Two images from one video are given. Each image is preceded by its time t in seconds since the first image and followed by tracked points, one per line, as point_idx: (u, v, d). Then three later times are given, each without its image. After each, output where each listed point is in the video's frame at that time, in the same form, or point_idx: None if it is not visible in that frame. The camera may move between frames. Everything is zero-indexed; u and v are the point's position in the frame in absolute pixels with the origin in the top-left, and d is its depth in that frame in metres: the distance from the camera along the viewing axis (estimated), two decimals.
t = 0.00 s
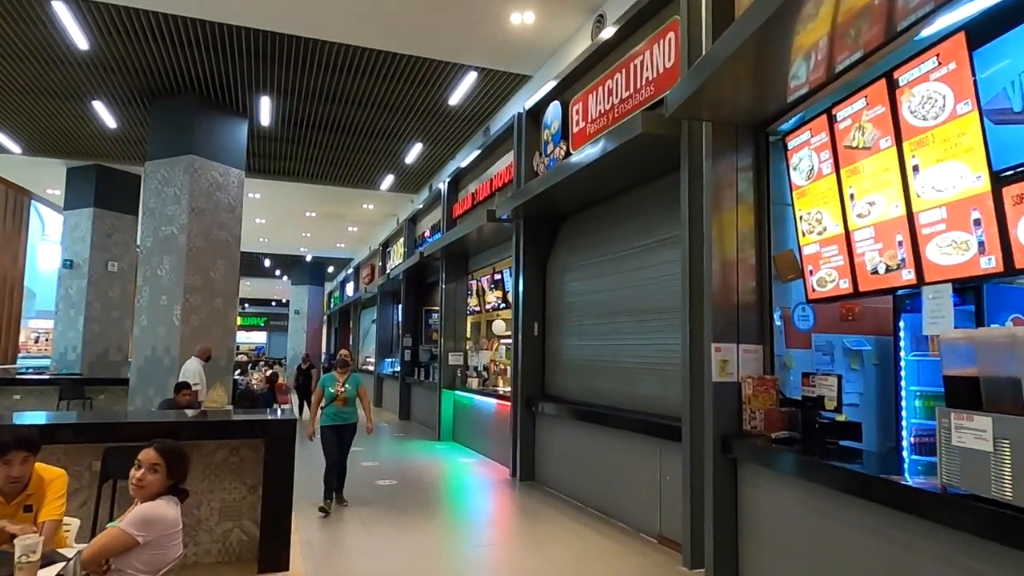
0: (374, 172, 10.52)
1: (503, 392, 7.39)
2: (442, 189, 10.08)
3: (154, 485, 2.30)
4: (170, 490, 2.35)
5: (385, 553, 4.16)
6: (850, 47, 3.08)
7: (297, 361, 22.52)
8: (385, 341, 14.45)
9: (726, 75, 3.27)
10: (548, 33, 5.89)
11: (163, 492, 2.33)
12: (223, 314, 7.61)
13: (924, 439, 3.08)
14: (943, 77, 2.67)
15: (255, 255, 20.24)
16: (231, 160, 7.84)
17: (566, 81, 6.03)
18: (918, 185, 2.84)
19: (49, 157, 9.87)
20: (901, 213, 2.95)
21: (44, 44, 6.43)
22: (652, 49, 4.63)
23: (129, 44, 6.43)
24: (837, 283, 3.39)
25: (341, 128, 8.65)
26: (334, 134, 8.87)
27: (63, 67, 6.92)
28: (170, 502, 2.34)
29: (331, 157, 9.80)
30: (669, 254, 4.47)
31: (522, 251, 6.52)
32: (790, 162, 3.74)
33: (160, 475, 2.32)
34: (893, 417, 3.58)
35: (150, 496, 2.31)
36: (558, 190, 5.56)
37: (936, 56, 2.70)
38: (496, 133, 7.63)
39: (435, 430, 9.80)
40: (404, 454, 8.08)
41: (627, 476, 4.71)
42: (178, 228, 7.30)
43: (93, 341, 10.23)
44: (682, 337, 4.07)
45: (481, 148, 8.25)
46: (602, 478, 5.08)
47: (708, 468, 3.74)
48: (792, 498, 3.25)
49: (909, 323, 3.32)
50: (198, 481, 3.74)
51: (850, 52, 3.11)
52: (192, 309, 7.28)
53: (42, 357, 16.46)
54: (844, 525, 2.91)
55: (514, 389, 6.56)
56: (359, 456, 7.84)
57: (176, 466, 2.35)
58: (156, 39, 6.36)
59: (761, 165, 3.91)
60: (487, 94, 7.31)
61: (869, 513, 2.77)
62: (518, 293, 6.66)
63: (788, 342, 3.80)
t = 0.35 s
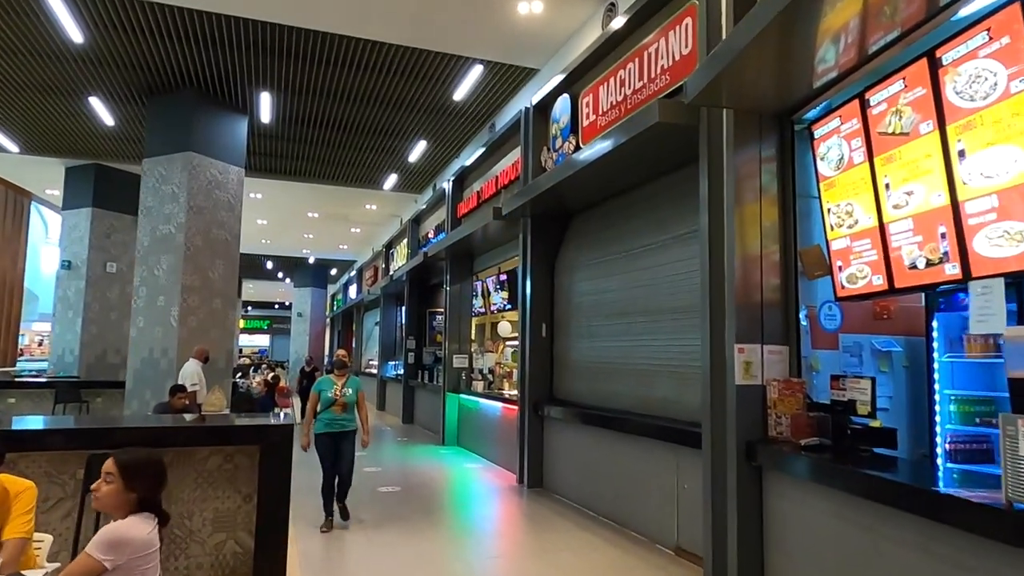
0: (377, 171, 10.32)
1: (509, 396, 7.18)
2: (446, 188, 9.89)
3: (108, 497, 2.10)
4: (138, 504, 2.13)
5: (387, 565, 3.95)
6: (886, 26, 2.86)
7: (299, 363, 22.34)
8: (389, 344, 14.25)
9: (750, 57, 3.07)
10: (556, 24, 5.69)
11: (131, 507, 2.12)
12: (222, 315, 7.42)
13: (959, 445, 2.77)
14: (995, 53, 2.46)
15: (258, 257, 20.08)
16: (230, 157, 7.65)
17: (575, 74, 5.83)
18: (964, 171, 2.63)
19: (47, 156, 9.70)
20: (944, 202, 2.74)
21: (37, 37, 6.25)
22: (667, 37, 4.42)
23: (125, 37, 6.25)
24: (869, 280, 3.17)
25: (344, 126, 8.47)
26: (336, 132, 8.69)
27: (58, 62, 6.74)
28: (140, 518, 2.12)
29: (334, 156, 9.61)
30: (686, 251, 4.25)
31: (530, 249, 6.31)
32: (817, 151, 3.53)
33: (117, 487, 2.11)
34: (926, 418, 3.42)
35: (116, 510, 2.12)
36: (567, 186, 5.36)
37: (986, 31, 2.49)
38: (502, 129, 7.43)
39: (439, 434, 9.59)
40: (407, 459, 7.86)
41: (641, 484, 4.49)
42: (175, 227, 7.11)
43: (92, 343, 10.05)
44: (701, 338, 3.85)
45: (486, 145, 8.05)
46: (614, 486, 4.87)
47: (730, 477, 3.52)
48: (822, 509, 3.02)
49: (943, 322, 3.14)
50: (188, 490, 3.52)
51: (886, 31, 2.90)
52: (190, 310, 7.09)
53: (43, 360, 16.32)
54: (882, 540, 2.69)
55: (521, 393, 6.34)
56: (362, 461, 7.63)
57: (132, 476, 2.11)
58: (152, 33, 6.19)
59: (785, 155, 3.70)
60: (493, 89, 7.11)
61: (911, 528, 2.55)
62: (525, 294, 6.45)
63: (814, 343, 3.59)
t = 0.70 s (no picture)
0: (382, 174, 10.14)
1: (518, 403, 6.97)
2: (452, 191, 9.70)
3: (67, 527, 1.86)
4: (101, 534, 1.87)
5: None
6: (929, 9, 2.66)
7: (304, 369, 22.18)
8: (394, 349, 14.05)
9: (783, 44, 2.86)
10: (568, 18, 5.50)
11: (94, 535, 1.86)
12: (224, 321, 7.24)
13: (1004, 458, 2.58)
14: None
15: (263, 262, 19.92)
16: (232, 159, 7.49)
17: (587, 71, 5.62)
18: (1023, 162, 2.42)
19: (48, 159, 9.56)
20: (999, 196, 2.52)
21: (34, 35, 6.09)
22: (686, 28, 4.22)
23: (124, 35, 6.09)
24: (911, 282, 2.95)
25: (348, 127, 8.28)
26: (340, 133, 8.51)
27: (56, 61, 6.58)
28: (104, 549, 1.85)
29: (338, 158, 9.44)
30: (708, 251, 4.04)
31: (540, 252, 6.11)
32: (849, 146, 3.32)
33: (75, 512, 1.88)
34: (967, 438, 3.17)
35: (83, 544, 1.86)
36: (580, 186, 5.16)
37: None
38: (510, 130, 7.24)
39: (446, 442, 9.38)
40: (414, 468, 7.65)
41: (660, 496, 4.28)
42: (176, 229, 6.94)
43: (92, 349, 9.88)
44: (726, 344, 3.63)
45: (493, 146, 7.86)
46: (631, 498, 4.65)
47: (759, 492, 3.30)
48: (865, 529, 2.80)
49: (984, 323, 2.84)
50: (184, 507, 3.32)
51: (930, 14, 2.69)
52: (191, 315, 6.91)
53: (46, 367, 16.18)
54: (936, 565, 2.47)
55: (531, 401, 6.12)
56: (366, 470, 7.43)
57: (82, 502, 1.85)
58: (152, 30, 6.02)
59: (815, 150, 3.48)
60: (502, 87, 6.92)
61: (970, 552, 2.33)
62: (536, 298, 6.23)
63: (847, 349, 3.38)
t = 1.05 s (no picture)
0: (388, 175, 9.96)
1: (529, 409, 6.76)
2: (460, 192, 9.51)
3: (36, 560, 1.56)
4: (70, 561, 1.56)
5: None
6: None
7: (309, 374, 22.01)
8: (400, 354, 13.86)
9: (825, 25, 2.66)
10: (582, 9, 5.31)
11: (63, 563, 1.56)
12: (227, 325, 7.06)
13: None
14: None
15: (268, 266, 19.77)
16: (236, 158, 7.31)
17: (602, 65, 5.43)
18: None
19: (50, 160, 9.41)
20: None
21: (33, 30, 5.93)
22: (709, 15, 4.02)
23: (126, 30, 5.92)
24: (962, 279, 2.73)
25: (355, 126, 8.12)
26: (347, 132, 8.35)
27: (56, 57, 6.42)
28: None
29: (343, 158, 9.27)
30: (734, 250, 3.83)
31: (553, 252, 5.91)
32: (890, 135, 3.12)
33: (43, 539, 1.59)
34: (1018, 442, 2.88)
35: None
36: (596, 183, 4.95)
37: None
38: (521, 127, 7.05)
39: (453, 448, 9.17)
40: (421, 475, 7.44)
41: (683, 508, 4.07)
42: (178, 230, 6.76)
43: (94, 353, 9.71)
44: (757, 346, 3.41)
45: (503, 144, 7.67)
46: (651, 509, 4.43)
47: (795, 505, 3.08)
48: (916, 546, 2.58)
49: None
50: (181, 521, 3.11)
51: None
52: (193, 318, 6.73)
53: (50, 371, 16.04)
54: None
55: (544, 406, 5.90)
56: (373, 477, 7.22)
57: (47, 525, 1.57)
58: (154, 25, 5.86)
59: (852, 141, 3.27)
60: (513, 83, 6.73)
61: None
62: (548, 301, 6.03)
63: (888, 352, 3.16)
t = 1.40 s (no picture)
0: (388, 174, 9.75)
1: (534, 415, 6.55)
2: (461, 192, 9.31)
3: None
4: None
5: None
6: None
7: (307, 377, 21.76)
8: (399, 357, 13.64)
9: (864, 5, 2.46)
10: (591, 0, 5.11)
11: None
12: (222, 328, 6.84)
13: None
14: None
15: (266, 268, 19.53)
16: (231, 156, 7.11)
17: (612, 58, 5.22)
18: None
19: (42, 158, 9.18)
20: None
21: (21, 20, 5.72)
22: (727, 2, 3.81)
23: (118, 21, 5.72)
24: (1009, 277, 2.51)
25: (354, 124, 7.92)
26: (346, 130, 8.15)
27: (45, 50, 6.21)
28: None
29: (342, 157, 9.06)
30: (755, 249, 3.63)
31: (559, 251, 5.70)
32: (928, 125, 2.91)
33: None
34: None
35: None
36: (606, 181, 4.75)
37: None
38: (525, 124, 6.84)
39: (454, 454, 8.95)
40: (422, 482, 7.21)
41: (701, 521, 3.85)
42: (171, 229, 6.55)
43: (86, 356, 9.48)
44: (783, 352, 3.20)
45: (506, 142, 7.47)
46: (665, 521, 4.22)
47: (826, 522, 2.87)
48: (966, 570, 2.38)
49: None
50: (163, 535, 2.90)
51: None
52: (186, 319, 6.51)
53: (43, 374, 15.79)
54: None
55: (550, 412, 5.69)
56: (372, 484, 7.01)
57: None
58: (146, 16, 5.65)
59: (886, 131, 3.06)
60: (517, 78, 6.53)
61: None
62: (554, 303, 5.82)
63: (923, 356, 2.91)
